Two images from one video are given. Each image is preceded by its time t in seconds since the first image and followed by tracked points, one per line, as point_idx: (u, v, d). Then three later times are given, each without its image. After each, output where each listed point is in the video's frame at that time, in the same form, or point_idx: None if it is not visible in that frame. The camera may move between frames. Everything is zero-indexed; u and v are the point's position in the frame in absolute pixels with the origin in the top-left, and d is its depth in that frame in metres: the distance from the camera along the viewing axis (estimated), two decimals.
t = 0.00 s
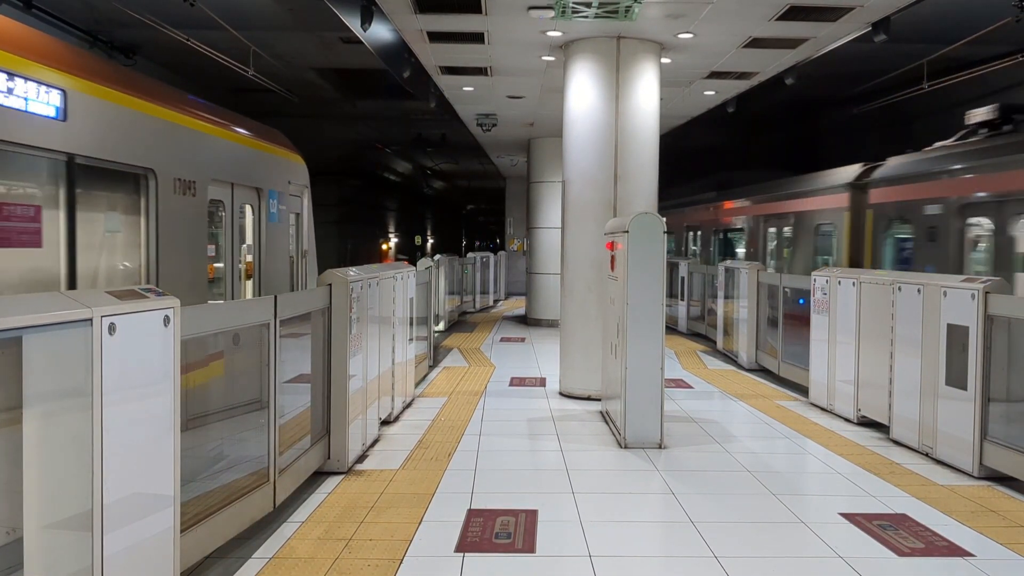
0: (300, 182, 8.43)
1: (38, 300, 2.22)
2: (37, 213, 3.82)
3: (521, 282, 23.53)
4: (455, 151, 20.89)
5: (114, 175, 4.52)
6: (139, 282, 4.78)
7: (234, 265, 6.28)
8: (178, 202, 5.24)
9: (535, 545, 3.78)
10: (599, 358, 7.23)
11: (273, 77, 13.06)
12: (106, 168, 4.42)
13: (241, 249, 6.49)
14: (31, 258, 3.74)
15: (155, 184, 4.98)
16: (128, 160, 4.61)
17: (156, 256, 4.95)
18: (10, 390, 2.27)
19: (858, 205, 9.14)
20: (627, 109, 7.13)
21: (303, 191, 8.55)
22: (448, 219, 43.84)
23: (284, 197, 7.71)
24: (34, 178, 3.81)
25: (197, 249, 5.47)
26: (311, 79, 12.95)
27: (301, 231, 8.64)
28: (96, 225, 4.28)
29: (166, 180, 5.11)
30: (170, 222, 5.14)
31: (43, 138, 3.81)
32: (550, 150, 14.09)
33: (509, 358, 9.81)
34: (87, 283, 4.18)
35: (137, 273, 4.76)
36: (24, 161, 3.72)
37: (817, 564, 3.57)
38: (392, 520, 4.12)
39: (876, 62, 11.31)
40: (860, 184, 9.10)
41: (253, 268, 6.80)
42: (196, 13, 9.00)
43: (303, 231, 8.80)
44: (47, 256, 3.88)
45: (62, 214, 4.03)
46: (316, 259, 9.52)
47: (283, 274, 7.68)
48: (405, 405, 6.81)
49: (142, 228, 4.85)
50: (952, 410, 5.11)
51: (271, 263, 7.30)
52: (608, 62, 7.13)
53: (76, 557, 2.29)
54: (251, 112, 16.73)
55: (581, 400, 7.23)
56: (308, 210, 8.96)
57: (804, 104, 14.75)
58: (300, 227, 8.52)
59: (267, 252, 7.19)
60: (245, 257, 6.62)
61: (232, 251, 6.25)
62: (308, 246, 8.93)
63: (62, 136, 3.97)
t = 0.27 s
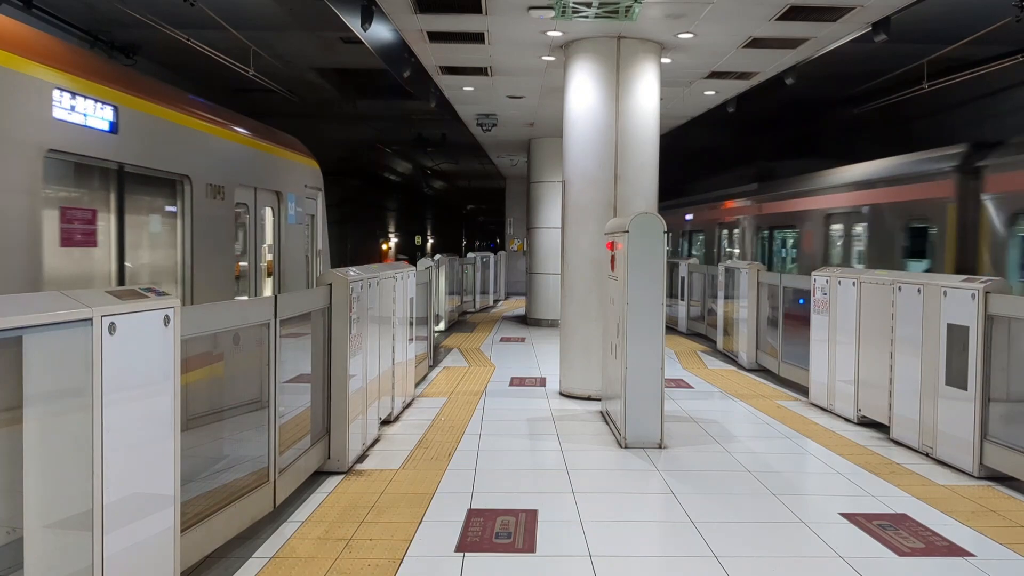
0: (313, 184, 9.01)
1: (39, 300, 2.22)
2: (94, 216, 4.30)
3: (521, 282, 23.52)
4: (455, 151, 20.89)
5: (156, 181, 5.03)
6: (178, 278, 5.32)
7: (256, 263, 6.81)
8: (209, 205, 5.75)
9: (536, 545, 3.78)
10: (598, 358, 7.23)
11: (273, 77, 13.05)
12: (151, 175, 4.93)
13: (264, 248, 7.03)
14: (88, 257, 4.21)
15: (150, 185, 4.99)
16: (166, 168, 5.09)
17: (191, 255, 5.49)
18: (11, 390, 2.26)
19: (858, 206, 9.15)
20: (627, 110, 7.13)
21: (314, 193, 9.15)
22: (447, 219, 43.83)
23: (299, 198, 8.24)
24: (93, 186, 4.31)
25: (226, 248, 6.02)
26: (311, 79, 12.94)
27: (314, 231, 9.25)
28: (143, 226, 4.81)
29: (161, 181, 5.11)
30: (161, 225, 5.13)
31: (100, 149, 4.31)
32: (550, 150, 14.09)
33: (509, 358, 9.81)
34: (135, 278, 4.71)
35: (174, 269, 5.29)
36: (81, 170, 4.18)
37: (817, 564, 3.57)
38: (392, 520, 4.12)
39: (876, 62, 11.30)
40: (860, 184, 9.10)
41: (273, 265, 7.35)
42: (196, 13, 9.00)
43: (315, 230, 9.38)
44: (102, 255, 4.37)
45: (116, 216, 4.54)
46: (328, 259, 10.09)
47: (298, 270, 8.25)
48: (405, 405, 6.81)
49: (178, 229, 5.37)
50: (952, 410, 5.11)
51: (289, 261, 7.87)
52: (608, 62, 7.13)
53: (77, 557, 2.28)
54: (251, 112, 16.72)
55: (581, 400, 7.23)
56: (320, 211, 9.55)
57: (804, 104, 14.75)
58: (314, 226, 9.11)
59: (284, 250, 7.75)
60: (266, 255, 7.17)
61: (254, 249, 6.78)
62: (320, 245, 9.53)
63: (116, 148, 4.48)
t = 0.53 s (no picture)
0: (329, 188, 9.61)
1: (40, 300, 2.22)
2: (144, 218, 4.83)
3: (521, 281, 23.52)
4: (455, 151, 20.88)
5: (194, 186, 5.58)
6: (211, 275, 5.88)
7: (276, 261, 7.33)
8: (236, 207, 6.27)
9: (536, 545, 3.78)
10: (599, 357, 7.23)
11: (273, 77, 13.05)
12: (189, 180, 5.47)
13: (284, 247, 7.58)
14: (139, 254, 4.77)
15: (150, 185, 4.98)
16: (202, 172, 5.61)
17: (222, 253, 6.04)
18: (11, 389, 2.26)
19: (858, 206, 9.15)
20: (627, 109, 7.13)
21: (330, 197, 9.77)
22: (448, 219, 43.81)
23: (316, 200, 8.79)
24: (143, 191, 4.87)
25: (253, 247, 6.57)
26: (311, 79, 12.95)
27: (329, 232, 9.89)
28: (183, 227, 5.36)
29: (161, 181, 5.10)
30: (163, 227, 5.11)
31: (150, 159, 4.87)
32: (550, 150, 14.09)
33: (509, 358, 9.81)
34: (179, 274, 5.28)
35: (209, 266, 5.85)
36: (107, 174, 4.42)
37: (818, 564, 3.57)
38: (392, 520, 4.12)
39: (876, 62, 11.29)
40: (860, 183, 9.09)
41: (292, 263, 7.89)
42: (197, 13, 9.00)
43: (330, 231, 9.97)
44: (151, 252, 4.93)
45: (162, 219, 5.09)
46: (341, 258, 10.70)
47: (315, 268, 8.83)
48: (406, 405, 6.81)
49: (212, 230, 5.92)
50: (952, 410, 5.11)
51: (308, 259, 8.43)
52: (608, 61, 7.13)
53: (77, 557, 2.28)
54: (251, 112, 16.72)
55: (581, 400, 7.23)
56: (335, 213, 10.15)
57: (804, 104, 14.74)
58: (329, 227, 9.71)
59: (302, 250, 8.31)
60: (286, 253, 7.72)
61: (276, 248, 7.32)
62: (335, 246, 10.14)
63: (162, 156, 5.03)
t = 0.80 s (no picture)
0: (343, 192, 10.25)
1: (39, 299, 2.22)
2: (186, 222, 5.41)
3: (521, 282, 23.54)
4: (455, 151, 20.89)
5: (228, 192, 6.20)
6: (241, 273, 6.46)
7: (296, 259, 7.89)
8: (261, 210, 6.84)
9: (535, 545, 3.78)
10: (598, 358, 7.23)
11: (273, 77, 13.04)
12: (222, 185, 6.06)
13: (303, 248, 8.14)
14: (181, 253, 5.35)
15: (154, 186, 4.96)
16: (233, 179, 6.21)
17: (249, 253, 6.62)
18: (10, 389, 2.25)
19: (857, 206, 9.16)
20: (627, 109, 7.13)
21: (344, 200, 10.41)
22: (447, 219, 43.77)
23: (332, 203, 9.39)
24: (186, 197, 5.47)
25: (275, 247, 7.14)
26: (310, 79, 12.95)
27: (344, 233, 10.50)
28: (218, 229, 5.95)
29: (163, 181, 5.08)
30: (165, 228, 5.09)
31: (191, 168, 5.45)
32: (549, 151, 14.09)
33: (508, 358, 9.81)
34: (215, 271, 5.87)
35: (239, 264, 6.44)
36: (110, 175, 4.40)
37: (817, 564, 3.57)
38: (392, 520, 4.12)
39: (875, 62, 11.29)
40: (859, 183, 9.09)
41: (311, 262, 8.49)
42: (196, 13, 9.00)
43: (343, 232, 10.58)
44: (191, 251, 5.51)
45: (201, 222, 5.69)
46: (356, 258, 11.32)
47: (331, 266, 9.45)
48: (405, 405, 6.81)
49: (241, 232, 6.51)
50: (951, 410, 5.11)
51: (325, 258, 9.03)
52: (608, 62, 7.13)
53: (76, 557, 2.28)
54: (250, 112, 16.72)
55: (581, 400, 7.23)
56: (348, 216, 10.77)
57: (804, 104, 14.75)
58: (343, 228, 10.31)
59: (319, 250, 8.89)
60: (305, 253, 8.29)
61: (295, 248, 7.89)
62: (349, 246, 10.75)
63: (201, 165, 5.63)
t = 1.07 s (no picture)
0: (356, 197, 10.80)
1: (38, 299, 2.22)
2: (219, 224, 5.95)
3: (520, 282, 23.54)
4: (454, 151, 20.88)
5: (256, 196, 6.78)
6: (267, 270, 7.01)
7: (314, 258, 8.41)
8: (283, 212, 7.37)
9: (534, 545, 3.78)
10: (597, 358, 7.23)
11: (272, 78, 13.04)
12: (251, 190, 6.60)
13: (320, 247, 8.66)
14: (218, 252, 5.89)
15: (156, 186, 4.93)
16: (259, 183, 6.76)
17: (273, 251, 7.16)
18: (8, 389, 2.24)
19: (855, 206, 9.16)
20: (626, 110, 7.13)
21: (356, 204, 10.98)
22: (447, 219, 43.77)
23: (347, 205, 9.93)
24: (221, 201, 6.04)
25: (296, 247, 7.67)
26: (310, 79, 12.95)
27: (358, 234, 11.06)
28: (249, 230, 6.53)
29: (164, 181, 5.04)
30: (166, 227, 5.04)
31: (222, 175, 5.99)
32: (549, 151, 14.09)
33: (508, 358, 9.82)
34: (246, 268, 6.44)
35: (265, 262, 6.98)
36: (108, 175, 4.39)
37: (816, 564, 3.57)
38: (391, 520, 4.12)
39: (874, 62, 11.29)
40: (858, 183, 9.09)
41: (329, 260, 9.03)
42: (195, 13, 9.00)
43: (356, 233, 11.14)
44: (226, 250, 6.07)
45: (234, 224, 6.26)
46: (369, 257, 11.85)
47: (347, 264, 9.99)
48: (404, 405, 6.81)
49: (266, 233, 7.05)
50: (950, 410, 5.11)
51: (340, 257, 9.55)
52: (607, 62, 7.13)
53: (76, 557, 2.29)
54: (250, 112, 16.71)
55: (580, 400, 7.23)
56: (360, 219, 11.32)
57: (803, 104, 14.75)
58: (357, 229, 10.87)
59: (335, 249, 9.41)
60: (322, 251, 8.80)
61: (313, 247, 8.42)
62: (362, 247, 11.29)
63: (233, 172, 6.20)
